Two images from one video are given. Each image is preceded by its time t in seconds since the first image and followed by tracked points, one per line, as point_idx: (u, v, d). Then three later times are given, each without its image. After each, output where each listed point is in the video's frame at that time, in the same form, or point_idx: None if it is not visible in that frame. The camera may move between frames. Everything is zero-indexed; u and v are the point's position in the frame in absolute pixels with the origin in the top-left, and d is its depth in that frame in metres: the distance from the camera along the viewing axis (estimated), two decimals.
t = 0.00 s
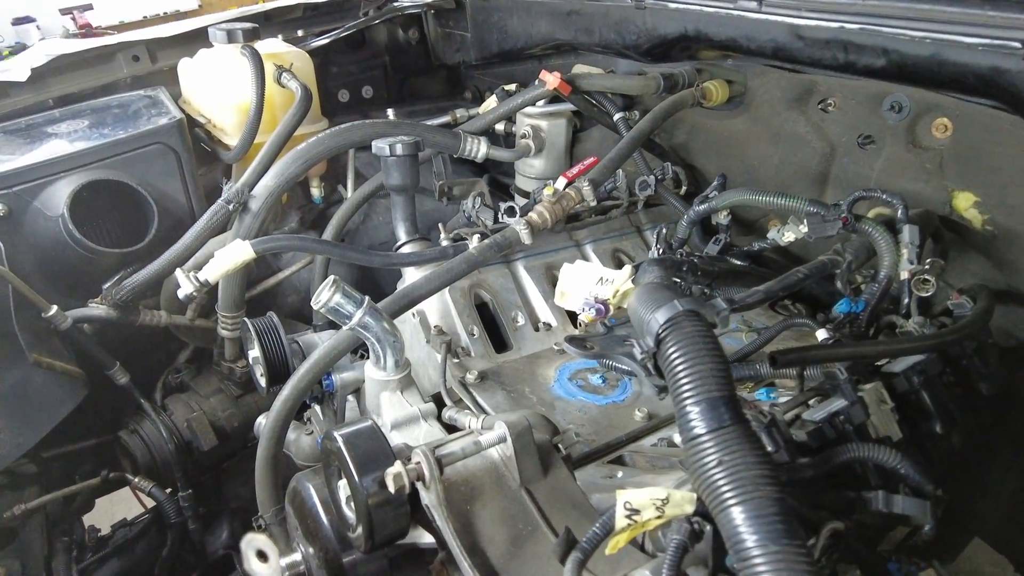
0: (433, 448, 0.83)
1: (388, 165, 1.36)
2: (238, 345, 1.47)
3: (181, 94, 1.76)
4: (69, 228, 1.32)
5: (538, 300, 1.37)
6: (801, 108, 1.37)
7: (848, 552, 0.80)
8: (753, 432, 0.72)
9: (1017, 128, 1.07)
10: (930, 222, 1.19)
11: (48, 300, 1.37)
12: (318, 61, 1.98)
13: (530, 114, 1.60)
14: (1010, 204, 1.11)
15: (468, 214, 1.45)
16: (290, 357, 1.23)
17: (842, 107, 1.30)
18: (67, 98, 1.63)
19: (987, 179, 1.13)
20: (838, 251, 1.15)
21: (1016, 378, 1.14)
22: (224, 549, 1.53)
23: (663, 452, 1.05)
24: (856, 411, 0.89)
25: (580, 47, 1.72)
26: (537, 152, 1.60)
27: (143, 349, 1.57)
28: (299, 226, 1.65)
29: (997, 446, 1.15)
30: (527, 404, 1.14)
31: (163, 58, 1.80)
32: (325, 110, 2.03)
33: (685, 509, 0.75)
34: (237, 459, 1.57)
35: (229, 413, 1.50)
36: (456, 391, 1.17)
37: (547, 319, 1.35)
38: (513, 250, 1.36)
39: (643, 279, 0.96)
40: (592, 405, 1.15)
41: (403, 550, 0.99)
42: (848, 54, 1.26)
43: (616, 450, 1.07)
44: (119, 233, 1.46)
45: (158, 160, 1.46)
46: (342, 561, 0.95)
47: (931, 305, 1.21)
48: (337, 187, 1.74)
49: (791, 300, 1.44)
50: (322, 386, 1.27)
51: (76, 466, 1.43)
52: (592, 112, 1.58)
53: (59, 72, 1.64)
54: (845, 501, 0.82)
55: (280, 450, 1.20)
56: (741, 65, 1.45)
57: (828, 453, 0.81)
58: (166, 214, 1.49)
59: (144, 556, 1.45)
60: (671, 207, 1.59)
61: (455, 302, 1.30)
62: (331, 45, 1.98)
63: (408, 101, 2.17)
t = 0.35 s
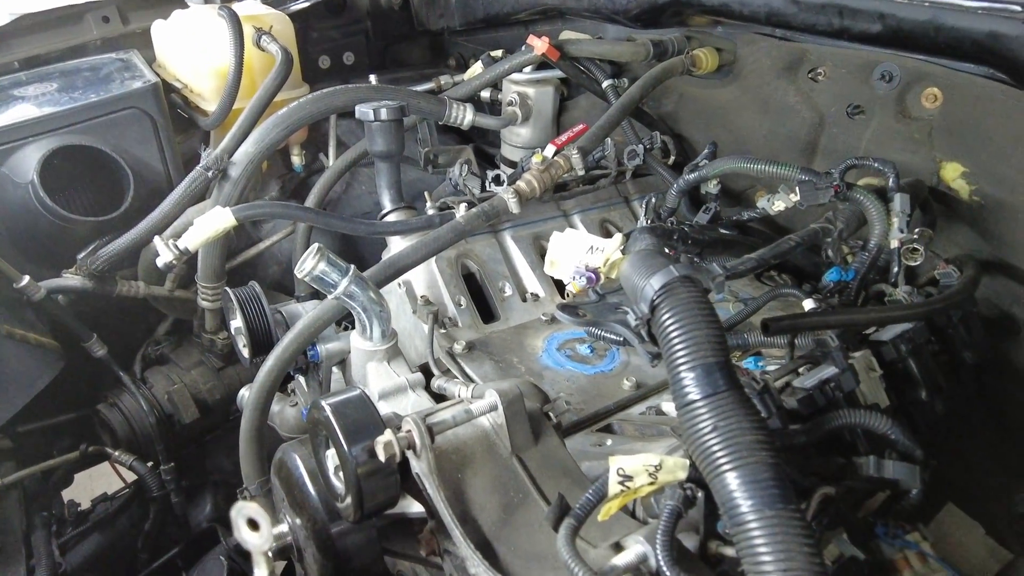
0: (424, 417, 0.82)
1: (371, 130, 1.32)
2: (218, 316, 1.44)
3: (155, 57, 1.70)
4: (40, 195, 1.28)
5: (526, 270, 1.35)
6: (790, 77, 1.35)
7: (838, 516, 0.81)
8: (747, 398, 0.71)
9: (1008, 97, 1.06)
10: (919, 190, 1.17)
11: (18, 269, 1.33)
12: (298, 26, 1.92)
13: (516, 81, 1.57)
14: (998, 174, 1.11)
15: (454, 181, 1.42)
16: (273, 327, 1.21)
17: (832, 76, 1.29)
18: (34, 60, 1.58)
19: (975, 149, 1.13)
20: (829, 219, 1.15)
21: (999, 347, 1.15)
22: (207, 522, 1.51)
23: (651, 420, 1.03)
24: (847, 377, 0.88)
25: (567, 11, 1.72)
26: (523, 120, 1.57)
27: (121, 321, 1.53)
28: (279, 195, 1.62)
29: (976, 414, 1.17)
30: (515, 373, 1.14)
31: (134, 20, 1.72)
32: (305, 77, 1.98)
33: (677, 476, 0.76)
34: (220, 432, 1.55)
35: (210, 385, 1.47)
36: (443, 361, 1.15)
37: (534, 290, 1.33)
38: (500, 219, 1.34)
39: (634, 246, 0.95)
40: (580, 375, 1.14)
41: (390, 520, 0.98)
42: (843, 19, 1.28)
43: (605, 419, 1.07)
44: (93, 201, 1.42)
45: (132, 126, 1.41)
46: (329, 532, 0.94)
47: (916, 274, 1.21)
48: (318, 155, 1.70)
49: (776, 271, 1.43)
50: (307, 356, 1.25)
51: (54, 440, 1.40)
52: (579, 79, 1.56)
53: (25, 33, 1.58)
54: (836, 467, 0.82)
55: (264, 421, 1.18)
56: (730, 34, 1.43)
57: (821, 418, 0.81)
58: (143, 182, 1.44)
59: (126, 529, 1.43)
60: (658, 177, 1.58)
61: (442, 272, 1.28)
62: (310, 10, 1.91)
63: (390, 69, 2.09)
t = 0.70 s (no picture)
0: (398, 393, 0.81)
1: (342, 101, 1.29)
2: (186, 293, 1.41)
3: (113, 24, 1.64)
4: None
5: (500, 247, 1.35)
6: (763, 55, 1.36)
7: (803, 487, 0.83)
8: (718, 372, 0.72)
9: (973, 79, 1.08)
10: (887, 169, 1.19)
11: None
12: None
13: (490, 54, 1.55)
14: (962, 155, 1.13)
15: (427, 155, 1.41)
16: (242, 304, 1.19)
17: (805, 55, 1.30)
18: None
19: (941, 129, 1.15)
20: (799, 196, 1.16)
21: (960, 324, 1.18)
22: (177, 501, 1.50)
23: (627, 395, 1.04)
24: (815, 352, 0.90)
25: None
26: (497, 94, 1.56)
27: (83, 297, 1.49)
28: (247, 169, 1.58)
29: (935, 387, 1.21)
30: (489, 349, 1.14)
31: None
32: (273, 47, 1.93)
33: (649, 449, 0.77)
34: (189, 410, 1.53)
35: (178, 362, 1.45)
36: (416, 338, 1.15)
37: (508, 267, 1.33)
38: (473, 195, 1.33)
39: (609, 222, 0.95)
40: (554, 351, 1.15)
41: (364, 495, 0.99)
42: None
43: (578, 394, 1.07)
44: (52, 172, 1.37)
45: (92, 95, 1.36)
46: (302, 508, 0.94)
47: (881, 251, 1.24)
48: (287, 128, 1.66)
49: (746, 249, 1.45)
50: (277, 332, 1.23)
51: (16, 420, 1.37)
52: (554, 53, 1.54)
53: None
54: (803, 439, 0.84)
55: (234, 399, 1.17)
56: (705, 10, 1.43)
57: (790, 392, 0.83)
58: (104, 154, 1.40)
59: (94, 509, 1.41)
60: (632, 154, 1.58)
61: (415, 248, 1.27)
62: None
63: (360, 40, 2.05)
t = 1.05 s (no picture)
0: (363, 375, 0.81)
1: (309, 80, 1.27)
2: (149, 275, 1.38)
3: None
4: None
5: (469, 229, 1.34)
6: (733, 41, 1.36)
7: (763, 466, 0.85)
8: (681, 354, 0.73)
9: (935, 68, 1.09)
10: (851, 156, 1.21)
11: None
12: None
13: (461, 34, 1.53)
14: (924, 143, 1.15)
15: (395, 135, 1.39)
16: (206, 286, 1.17)
17: (774, 41, 1.30)
18: None
19: (905, 118, 1.16)
20: (765, 181, 1.18)
21: (919, 309, 1.21)
22: (142, 486, 1.48)
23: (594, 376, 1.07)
24: (777, 335, 0.92)
25: None
26: (467, 75, 1.54)
27: (41, 279, 1.46)
28: (212, 149, 1.55)
29: (894, 370, 1.24)
30: (458, 332, 1.14)
31: None
32: (239, 23, 1.88)
33: (618, 425, 0.78)
34: (153, 394, 1.50)
35: (142, 346, 1.42)
36: (384, 321, 1.14)
37: (478, 250, 1.32)
38: (443, 177, 1.32)
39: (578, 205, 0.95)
40: (522, 334, 1.15)
41: (330, 479, 0.98)
42: None
43: (546, 376, 1.08)
44: (5, 149, 1.33)
45: (47, 69, 1.31)
46: (268, 491, 0.93)
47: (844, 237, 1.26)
48: (253, 107, 1.63)
49: (714, 234, 1.46)
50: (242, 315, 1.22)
51: None
52: (525, 35, 1.53)
53: None
54: (764, 421, 0.86)
55: (198, 382, 1.15)
56: None
57: (752, 374, 0.84)
58: (61, 131, 1.36)
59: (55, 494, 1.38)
60: (602, 138, 1.58)
61: (383, 230, 1.26)
62: None
63: (329, 18, 2.02)
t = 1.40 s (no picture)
0: (314, 360, 0.79)
1: (264, 58, 1.24)
2: (99, 257, 1.34)
3: None
4: None
5: (431, 212, 1.32)
6: (698, 26, 1.36)
7: (716, 449, 0.86)
8: (635, 337, 0.74)
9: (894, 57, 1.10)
10: (810, 143, 1.22)
11: None
12: None
13: (425, 13, 1.50)
14: (881, 131, 1.16)
15: (355, 115, 1.36)
16: (157, 268, 1.13)
17: (738, 27, 1.30)
18: None
19: (863, 106, 1.17)
20: (724, 167, 1.18)
21: (875, 295, 1.24)
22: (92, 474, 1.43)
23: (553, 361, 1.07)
24: (732, 319, 0.92)
25: None
26: (431, 55, 1.51)
27: None
28: (166, 128, 1.50)
29: (849, 355, 1.27)
30: (417, 317, 1.12)
31: None
32: None
33: (570, 412, 0.79)
34: (105, 380, 1.46)
35: (92, 330, 1.38)
36: (342, 305, 1.12)
37: (440, 234, 1.31)
38: (403, 158, 1.30)
39: (538, 188, 0.95)
40: (483, 319, 1.14)
41: (284, 466, 0.96)
42: None
43: (506, 361, 1.08)
44: None
45: None
46: (219, 478, 0.91)
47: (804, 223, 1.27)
48: (209, 85, 1.58)
49: (677, 220, 1.47)
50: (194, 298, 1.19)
51: None
52: (490, 16, 1.51)
53: None
54: (717, 404, 0.86)
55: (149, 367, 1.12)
56: None
57: (705, 357, 0.85)
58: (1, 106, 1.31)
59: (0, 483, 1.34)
60: (567, 122, 1.57)
61: (341, 212, 1.23)
62: None
63: None
